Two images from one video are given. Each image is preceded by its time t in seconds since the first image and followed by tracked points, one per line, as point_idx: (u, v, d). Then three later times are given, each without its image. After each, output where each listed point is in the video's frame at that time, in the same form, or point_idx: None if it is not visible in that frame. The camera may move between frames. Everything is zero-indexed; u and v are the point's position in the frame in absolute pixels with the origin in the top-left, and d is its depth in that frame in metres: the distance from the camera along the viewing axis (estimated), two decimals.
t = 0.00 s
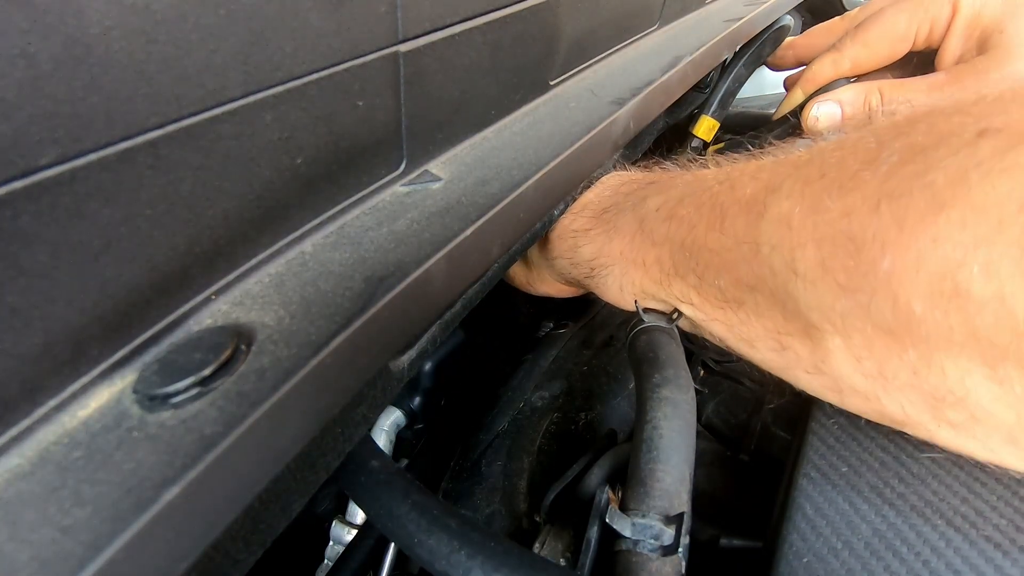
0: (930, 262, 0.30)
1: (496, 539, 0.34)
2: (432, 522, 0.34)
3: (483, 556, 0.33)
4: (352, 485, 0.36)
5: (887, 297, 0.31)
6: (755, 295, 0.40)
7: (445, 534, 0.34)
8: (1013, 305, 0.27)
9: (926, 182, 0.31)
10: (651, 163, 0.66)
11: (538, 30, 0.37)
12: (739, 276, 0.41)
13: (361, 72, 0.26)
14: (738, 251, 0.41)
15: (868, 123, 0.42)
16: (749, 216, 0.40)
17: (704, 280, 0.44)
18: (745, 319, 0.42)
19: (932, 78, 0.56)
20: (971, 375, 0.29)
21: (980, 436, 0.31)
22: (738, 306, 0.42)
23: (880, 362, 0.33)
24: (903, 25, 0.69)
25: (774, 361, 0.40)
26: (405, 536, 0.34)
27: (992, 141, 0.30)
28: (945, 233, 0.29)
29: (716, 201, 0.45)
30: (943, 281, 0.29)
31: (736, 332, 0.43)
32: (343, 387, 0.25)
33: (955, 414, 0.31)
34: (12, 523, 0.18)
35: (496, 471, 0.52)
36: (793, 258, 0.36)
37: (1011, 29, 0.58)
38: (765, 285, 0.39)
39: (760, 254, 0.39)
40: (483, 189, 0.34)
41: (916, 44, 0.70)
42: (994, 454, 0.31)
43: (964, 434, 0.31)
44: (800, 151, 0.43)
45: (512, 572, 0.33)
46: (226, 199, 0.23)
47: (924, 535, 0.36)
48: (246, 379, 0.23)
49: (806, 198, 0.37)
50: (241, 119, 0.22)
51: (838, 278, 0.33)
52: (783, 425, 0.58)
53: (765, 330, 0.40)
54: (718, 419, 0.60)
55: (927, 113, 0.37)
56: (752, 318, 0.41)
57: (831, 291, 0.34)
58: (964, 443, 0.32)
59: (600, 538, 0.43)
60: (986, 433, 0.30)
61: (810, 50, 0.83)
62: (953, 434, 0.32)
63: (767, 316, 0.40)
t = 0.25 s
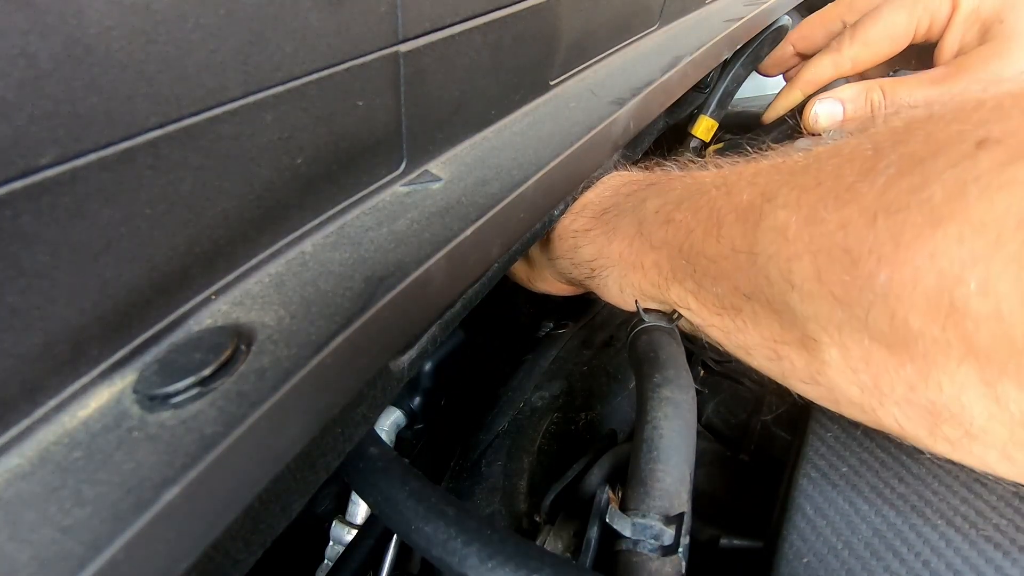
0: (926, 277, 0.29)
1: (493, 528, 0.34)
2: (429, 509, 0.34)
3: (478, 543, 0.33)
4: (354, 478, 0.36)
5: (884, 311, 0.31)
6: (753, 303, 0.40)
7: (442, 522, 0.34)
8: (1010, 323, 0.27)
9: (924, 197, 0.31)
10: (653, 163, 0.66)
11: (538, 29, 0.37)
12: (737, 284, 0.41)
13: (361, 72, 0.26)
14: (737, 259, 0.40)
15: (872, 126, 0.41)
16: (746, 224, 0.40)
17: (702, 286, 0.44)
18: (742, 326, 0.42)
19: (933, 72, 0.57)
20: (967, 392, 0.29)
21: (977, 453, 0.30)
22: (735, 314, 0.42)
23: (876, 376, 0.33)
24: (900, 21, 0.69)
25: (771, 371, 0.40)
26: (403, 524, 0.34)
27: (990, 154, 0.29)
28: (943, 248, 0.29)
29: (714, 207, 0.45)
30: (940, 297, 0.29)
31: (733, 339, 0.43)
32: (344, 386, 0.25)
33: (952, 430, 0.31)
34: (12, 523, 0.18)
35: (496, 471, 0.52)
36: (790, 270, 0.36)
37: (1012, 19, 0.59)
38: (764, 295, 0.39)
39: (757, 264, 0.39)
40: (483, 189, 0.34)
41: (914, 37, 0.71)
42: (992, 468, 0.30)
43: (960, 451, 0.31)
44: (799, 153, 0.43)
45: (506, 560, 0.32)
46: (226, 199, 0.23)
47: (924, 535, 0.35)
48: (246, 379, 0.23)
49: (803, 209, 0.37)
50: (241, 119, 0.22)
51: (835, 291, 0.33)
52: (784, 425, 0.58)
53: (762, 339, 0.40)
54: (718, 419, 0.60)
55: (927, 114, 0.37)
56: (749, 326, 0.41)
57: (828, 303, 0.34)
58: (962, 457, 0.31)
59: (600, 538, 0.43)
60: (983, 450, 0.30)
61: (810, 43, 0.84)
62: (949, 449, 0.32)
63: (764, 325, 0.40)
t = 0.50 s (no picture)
0: (926, 284, 0.29)
1: (494, 526, 0.34)
2: (430, 508, 0.34)
3: (479, 541, 0.33)
4: (354, 478, 0.36)
5: (883, 317, 0.31)
6: (753, 306, 0.40)
7: (444, 519, 0.34)
8: (1010, 331, 0.27)
9: (925, 204, 0.30)
10: (653, 163, 0.66)
11: (538, 30, 0.37)
12: (737, 287, 0.41)
13: (361, 72, 0.26)
14: (736, 262, 0.40)
15: (875, 127, 0.41)
16: (746, 227, 0.40)
17: (703, 288, 0.44)
18: (742, 328, 0.42)
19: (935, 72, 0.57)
20: (966, 398, 0.29)
21: (975, 459, 0.30)
22: (735, 316, 0.42)
23: (875, 381, 0.33)
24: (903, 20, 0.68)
25: (771, 374, 0.40)
26: (404, 522, 0.34)
27: (992, 161, 0.29)
28: (942, 256, 0.29)
29: (714, 210, 0.45)
30: (940, 304, 0.29)
31: (733, 341, 0.43)
32: (344, 386, 0.25)
33: (951, 436, 0.31)
34: (12, 523, 0.18)
35: (497, 470, 0.52)
36: (789, 275, 0.36)
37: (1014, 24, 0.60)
38: (764, 298, 0.39)
39: (757, 267, 0.39)
40: (483, 189, 0.34)
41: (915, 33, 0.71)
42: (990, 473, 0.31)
43: (959, 457, 0.31)
44: (800, 156, 0.43)
45: (507, 559, 0.32)
46: (226, 199, 0.23)
47: (923, 536, 0.35)
48: (246, 379, 0.23)
49: (802, 214, 0.36)
50: (242, 119, 0.22)
51: (835, 296, 0.33)
52: (784, 425, 0.58)
53: (762, 341, 0.40)
54: (718, 419, 0.60)
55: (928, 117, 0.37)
56: (749, 329, 0.41)
57: (827, 307, 0.34)
58: (961, 463, 0.31)
59: (600, 538, 0.43)
60: (981, 457, 0.30)
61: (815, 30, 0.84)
62: (947, 455, 0.32)
63: (764, 328, 0.40)
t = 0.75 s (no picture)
0: (922, 288, 0.29)
1: (494, 527, 0.34)
2: (430, 508, 0.34)
3: (479, 542, 0.33)
4: (354, 478, 0.36)
5: (881, 320, 0.31)
6: (751, 308, 0.40)
7: (443, 520, 0.34)
8: (1007, 335, 0.27)
9: (921, 207, 0.30)
10: (653, 163, 0.66)
11: (538, 30, 0.37)
12: (736, 288, 0.41)
13: (361, 72, 0.26)
14: (735, 264, 0.40)
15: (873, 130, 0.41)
16: (744, 229, 0.40)
17: (702, 289, 0.44)
18: (740, 329, 0.42)
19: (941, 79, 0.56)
20: (964, 400, 0.29)
21: (973, 461, 0.31)
22: (733, 318, 0.42)
23: (873, 384, 0.33)
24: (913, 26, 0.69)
25: (770, 375, 0.40)
26: (403, 525, 0.34)
27: (990, 164, 0.29)
28: (939, 259, 0.29)
29: (712, 211, 0.44)
30: (937, 307, 0.29)
31: (732, 342, 0.43)
32: (344, 387, 0.25)
33: (948, 438, 0.31)
34: (12, 523, 0.18)
35: (496, 470, 0.52)
36: (788, 277, 0.36)
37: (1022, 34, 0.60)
38: (762, 300, 0.39)
39: (756, 269, 0.39)
40: (483, 189, 0.34)
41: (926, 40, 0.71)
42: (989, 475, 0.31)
43: (958, 458, 0.31)
44: (799, 156, 0.43)
45: (507, 558, 0.32)
46: (226, 199, 0.23)
47: (923, 537, 0.35)
48: (246, 379, 0.23)
49: (799, 217, 0.36)
50: (241, 119, 0.22)
51: (833, 298, 0.33)
52: (784, 426, 0.58)
53: (760, 343, 0.40)
54: (718, 419, 0.60)
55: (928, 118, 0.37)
56: (747, 330, 0.41)
57: (826, 309, 0.34)
58: (959, 464, 0.31)
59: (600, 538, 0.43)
60: (979, 458, 0.30)
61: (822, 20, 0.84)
62: (945, 457, 0.32)
63: (762, 330, 0.40)
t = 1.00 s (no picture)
0: (925, 286, 0.29)
1: (494, 526, 0.34)
2: (430, 507, 0.34)
3: (479, 541, 0.33)
4: (354, 478, 0.36)
5: (883, 318, 0.31)
6: (753, 307, 0.40)
7: (443, 519, 0.34)
8: (1008, 333, 0.27)
9: (924, 206, 0.30)
10: (653, 163, 0.66)
11: (538, 30, 0.37)
12: (737, 287, 0.41)
13: (361, 72, 0.26)
14: (736, 263, 0.40)
15: (875, 131, 0.40)
16: (745, 228, 0.40)
17: (703, 288, 0.44)
18: (742, 328, 0.42)
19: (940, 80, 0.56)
20: (965, 398, 0.29)
21: (973, 460, 0.31)
22: (735, 317, 0.42)
23: (875, 382, 0.33)
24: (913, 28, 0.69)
25: (771, 374, 0.40)
26: (403, 522, 0.34)
27: (993, 163, 0.29)
28: (942, 258, 0.29)
29: (713, 211, 0.44)
30: (938, 306, 0.29)
31: (734, 341, 0.43)
32: (344, 387, 0.25)
33: (949, 436, 0.31)
34: (12, 523, 0.18)
35: (496, 471, 0.52)
36: (789, 276, 0.36)
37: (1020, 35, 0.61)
38: (764, 299, 0.39)
39: (757, 268, 0.39)
40: (484, 189, 0.34)
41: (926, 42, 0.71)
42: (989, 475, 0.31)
43: (959, 458, 0.31)
44: (801, 156, 0.43)
45: (506, 558, 0.32)
46: (226, 199, 0.23)
47: (923, 537, 0.35)
48: (246, 379, 0.23)
49: (800, 216, 0.36)
50: (242, 119, 0.22)
51: (835, 297, 0.33)
52: (784, 426, 0.58)
53: (762, 342, 0.40)
54: (718, 419, 0.61)
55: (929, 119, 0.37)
56: (749, 329, 0.41)
57: (827, 307, 0.34)
58: (960, 463, 0.31)
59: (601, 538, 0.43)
60: (979, 458, 0.30)
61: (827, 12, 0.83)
62: (946, 455, 0.32)
63: (764, 328, 0.40)
